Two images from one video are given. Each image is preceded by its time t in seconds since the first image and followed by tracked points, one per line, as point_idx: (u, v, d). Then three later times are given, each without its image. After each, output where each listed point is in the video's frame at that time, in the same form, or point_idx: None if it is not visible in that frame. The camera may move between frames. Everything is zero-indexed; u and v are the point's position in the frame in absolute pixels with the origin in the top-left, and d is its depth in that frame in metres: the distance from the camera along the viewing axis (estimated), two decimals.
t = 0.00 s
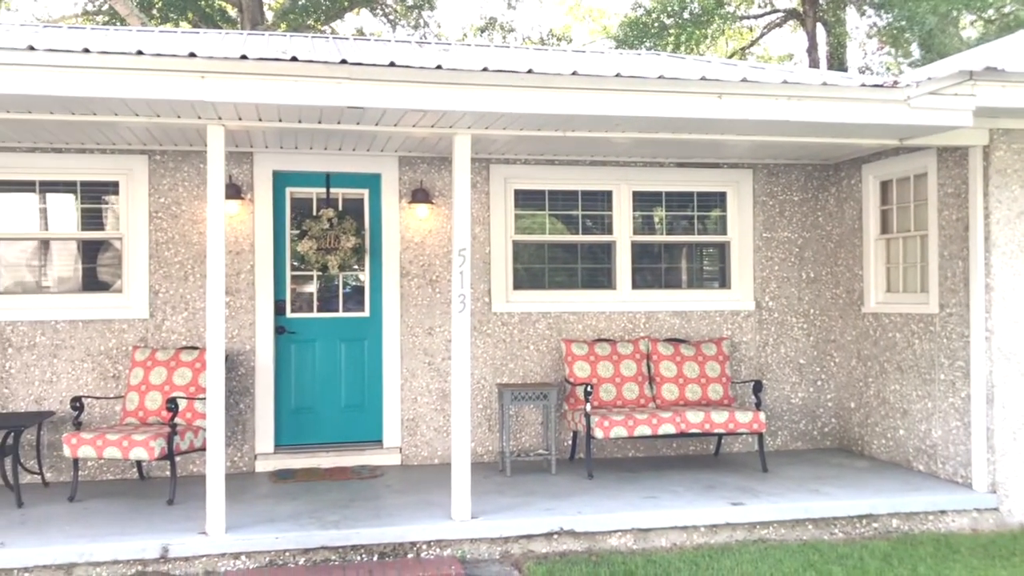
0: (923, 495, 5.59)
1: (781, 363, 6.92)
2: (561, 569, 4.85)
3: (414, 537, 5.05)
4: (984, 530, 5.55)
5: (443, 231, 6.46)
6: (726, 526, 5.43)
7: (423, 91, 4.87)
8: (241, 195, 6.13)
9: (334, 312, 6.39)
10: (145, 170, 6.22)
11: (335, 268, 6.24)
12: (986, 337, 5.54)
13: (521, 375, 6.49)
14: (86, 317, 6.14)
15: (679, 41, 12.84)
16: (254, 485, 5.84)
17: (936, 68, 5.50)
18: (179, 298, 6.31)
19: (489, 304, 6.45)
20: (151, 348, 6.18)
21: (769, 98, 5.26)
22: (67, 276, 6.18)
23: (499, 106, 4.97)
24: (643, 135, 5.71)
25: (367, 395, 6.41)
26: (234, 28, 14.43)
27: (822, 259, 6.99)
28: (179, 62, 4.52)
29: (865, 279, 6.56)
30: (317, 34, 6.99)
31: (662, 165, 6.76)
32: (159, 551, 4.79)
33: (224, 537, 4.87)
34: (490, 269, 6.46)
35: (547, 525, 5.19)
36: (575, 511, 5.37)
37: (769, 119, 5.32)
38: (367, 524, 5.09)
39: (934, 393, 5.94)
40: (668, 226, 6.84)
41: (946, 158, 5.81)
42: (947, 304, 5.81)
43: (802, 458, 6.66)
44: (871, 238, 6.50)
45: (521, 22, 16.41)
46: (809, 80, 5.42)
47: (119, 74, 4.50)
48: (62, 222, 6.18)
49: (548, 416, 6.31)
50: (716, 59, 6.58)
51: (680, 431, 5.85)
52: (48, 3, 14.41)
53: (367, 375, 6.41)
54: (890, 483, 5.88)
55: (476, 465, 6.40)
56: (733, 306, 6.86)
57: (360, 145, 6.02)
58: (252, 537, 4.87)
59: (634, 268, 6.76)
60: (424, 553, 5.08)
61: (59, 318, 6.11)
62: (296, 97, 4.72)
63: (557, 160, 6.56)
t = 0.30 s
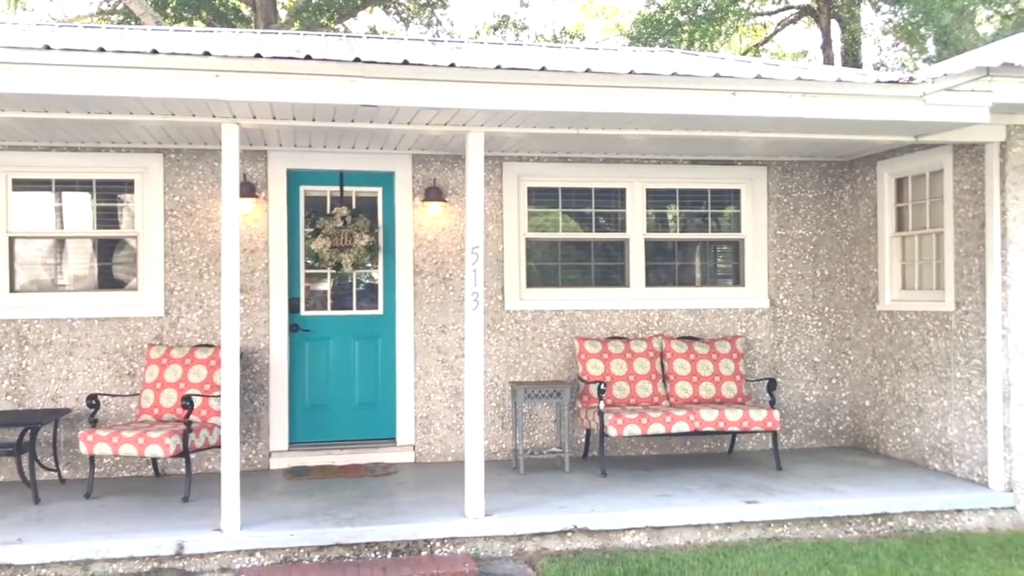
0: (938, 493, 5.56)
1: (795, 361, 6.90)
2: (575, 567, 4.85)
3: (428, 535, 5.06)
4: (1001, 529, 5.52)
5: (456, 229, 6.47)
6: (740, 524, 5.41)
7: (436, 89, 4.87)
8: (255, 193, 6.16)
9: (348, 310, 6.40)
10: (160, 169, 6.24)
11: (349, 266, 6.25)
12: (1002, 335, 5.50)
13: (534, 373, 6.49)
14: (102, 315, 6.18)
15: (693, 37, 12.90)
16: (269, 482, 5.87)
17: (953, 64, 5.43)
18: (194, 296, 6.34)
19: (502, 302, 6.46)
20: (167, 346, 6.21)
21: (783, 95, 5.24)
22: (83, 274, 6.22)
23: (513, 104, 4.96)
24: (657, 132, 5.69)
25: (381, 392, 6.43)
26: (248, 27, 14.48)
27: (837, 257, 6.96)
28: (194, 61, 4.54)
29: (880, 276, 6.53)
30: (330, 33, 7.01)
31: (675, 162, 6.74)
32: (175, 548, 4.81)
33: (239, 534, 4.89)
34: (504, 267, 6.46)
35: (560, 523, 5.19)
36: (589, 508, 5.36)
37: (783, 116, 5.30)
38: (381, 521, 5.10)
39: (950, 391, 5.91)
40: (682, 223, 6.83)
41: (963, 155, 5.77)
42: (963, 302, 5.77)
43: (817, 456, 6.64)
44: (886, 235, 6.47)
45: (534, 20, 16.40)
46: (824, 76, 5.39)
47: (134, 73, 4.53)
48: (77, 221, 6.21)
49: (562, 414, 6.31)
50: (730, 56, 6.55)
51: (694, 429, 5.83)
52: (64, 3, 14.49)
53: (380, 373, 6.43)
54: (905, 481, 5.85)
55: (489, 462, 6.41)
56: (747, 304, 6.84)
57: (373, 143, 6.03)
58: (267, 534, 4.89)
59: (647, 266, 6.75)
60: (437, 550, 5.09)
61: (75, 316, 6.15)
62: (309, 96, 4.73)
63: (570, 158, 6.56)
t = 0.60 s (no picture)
0: (953, 492, 5.53)
1: (809, 359, 6.88)
2: (588, 564, 4.84)
3: (441, 532, 5.06)
4: (1016, 528, 5.48)
5: (469, 227, 6.47)
6: (753, 523, 5.39)
7: (449, 86, 4.87)
8: (268, 191, 6.17)
9: (361, 308, 6.42)
10: (173, 167, 6.27)
11: (362, 264, 6.26)
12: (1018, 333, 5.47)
13: (546, 371, 6.49)
14: (116, 313, 6.21)
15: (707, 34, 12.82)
16: (282, 479, 5.89)
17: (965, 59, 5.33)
18: (208, 294, 6.36)
19: (514, 300, 6.46)
20: (180, 344, 6.24)
21: (797, 92, 5.22)
22: (97, 272, 6.25)
23: (525, 102, 4.96)
24: (669, 129, 5.68)
25: (394, 390, 6.44)
26: (260, 26, 14.51)
27: (851, 254, 6.93)
28: (208, 59, 4.56)
29: (894, 274, 6.49)
30: (343, 31, 7.02)
31: (688, 159, 6.73)
32: (189, 544, 4.83)
33: (253, 531, 4.91)
34: (516, 265, 6.46)
35: (573, 521, 5.19)
36: (601, 506, 5.36)
37: (797, 113, 5.27)
38: (394, 519, 5.11)
39: (965, 389, 5.87)
40: (695, 221, 6.81)
41: (978, 152, 5.73)
42: (978, 300, 5.74)
43: (830, 454, 6.61)
44: (900, 232, 6.43)
45: (546, 17, 16.38)
46: (838, 72, 5.37)
47: (148, 71, 4.54)
48: (91, 219, 6.24)
49: (574, 412, 6.31)
50: (743, 52, 6.53)
51: (707, 427, 5.82)
52: (77, 2, 14.56)
53: (393, 370, 6.44)
54: (919, 480, 5.82)
55: (502, 460, 6.41)
56: (760, 302, 6.82)
57: (386, 141, 6.04)
58: (280, 531, 4.90)
59: (660, 263, 6.74)
60: (450, 548, 5.10)
61: (89, 314, 6.18)
62: (322, 94, 4.73)
63: (582, 156, 6.56)
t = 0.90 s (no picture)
0: (968, 491, 5.50)
1: (821, 357, 6.85)
2: (600, 562, 4.83)
3: (453, 530, 5.07)
4: None
5: (480, 225, 6.47)
6: (766, 521, 5.38)
7: (460, 84, 4.86)
8: (280, 190, 6.19)
9: (372, 306, 6.43)
10: (185, 165, 6.29)
11: (373, 262, 6.27)
12: None
13: (558, 368, 6.49)
14: (129, 311, 6.24)
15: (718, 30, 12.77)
16: (294, 477, 5.90)
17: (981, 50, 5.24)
18: (220, 292, 6.38)
19: (526, 298, 6.46)
20: (193, 342, 6.26)
21: (810, 88, 5.20)
22: (110, 270, 6.28)
23: (537, 99, 4.95)
24: (682, 126, 5.66)
25: (405, 388, 6.45)
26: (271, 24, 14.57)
27: (864, 252, 6.90)
28: (220, 58, 4.56)
29: (907, 272, 6.46)
30: (354, 29, 7.03)
31: (700, 157, 6.71)
32: (202, 541, 4.84)
33: (265, 528, 4.92)
34: (527, 263, 6.46)
35: (585, 519, 5.18)
36: (613, 505, 5.35)
37: (810, 110, 5.25)
38: (406, 517, 5.11)
39: (979, 388, 5.83)
40: (707, 219, 6.80)
41: (993, 149, 5.68)
42: (993, 297, 5.70)
43: (843, 453, 6.59)
44: (914, 230, 6.40)
45: (558, 15, 16.37)
46: (851, 68, 5.34)
47: (160, 70, 4.56)
48: (105, 217, 6.27)
49: (586, 410, 6.30)
50: (756, 49, 6.51)
51: (719, 425, 5.80)
52: (90, 1, 14.65)
53: (404, 369, 6.45)
54: (933, 479, 5.79)
55: (514, 458, 6.41)
56: (773, 300, 6.80)
57: (397, 139, 6.04)
58: (292, 529, 4.91)
59: (672, 261, 6.73)
60: (462, 546, 5.10)
61: (103, 312, 6.20)
62: (333, 92, 4.74)
63: (593, 154, 6.55)
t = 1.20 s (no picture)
0: (980, 490, 5.48)
1: (833, 355, 6.83)
2: (611, 561, 4.83)
3: (465, 528, 5.07)
4: None
5: (491, 223, 6.48)
6: (777, 520, 5.36)
7: (471, 82, 4.87)
8: (292, 188, 6.21)
9: (383, 304, 6.44)
10: (198, 164, 6.31)
11: (384, 261, 6.28)
12: None
13: (569, 367, 6.49)
14: (141, 309, 6.26)
15: (729, 28, 12.76)
16: (306, 474, 5.92)
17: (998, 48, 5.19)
18: (232, 290, 6.40)
19: (536, 296, 6.46)
20: (205, 340, 6.28)
21: (822, 86, 5.18)
22: (123, 269, 6.31)
23: (548, 97, 4.94)
24: (693, 124, 5.65)
25: (416, 385, 6.46)
26: (283, 23, 14.62)
27: (876, 250, 6.87)
28: (232, 57, 4.57)
29: (920, 270, 6.43)
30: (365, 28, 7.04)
31: (711, 155, 6.70)
32: (214, 538, 4.87)
33: (277, 525, 4.94)
34: (538, 261, 6.46)
35: (596, 517, 5.18)
36: (624, 503, 5.35)
37: (822, 107, 5.23)
38: (417, 514, 5.13)
39: (993, 386, 5.79)
40: (718, 217, 6.79)
41: (1007, 146, 5.65)
42: (1006, 296, 5.66)
43: (856, 451, 6.57)
44: (927, 227, 6.37)
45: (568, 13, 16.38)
46: (863, 65, 5.31)
47: (172, 69, 4.57)
48: (117, 216, 6.30)
49: (597, 408, 6.30)
50: (767, 47, 6.49)
51: (730, 424, 5.79)
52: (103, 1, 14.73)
53: (415, 367, 6.46)
54: (946, 478, 5.77)
55: (524, 456, 6.42)
56: (785, 298, 6.79)
57: (408, 137, 6.05)
58: (304, 526, 4.93)
59: (683, 259, 6.72)
60: (473, 544, 5.10)
61: (115, 310, 6.23)
62: (344, 91, 4.75)
63: (604, 152, 6.54)
